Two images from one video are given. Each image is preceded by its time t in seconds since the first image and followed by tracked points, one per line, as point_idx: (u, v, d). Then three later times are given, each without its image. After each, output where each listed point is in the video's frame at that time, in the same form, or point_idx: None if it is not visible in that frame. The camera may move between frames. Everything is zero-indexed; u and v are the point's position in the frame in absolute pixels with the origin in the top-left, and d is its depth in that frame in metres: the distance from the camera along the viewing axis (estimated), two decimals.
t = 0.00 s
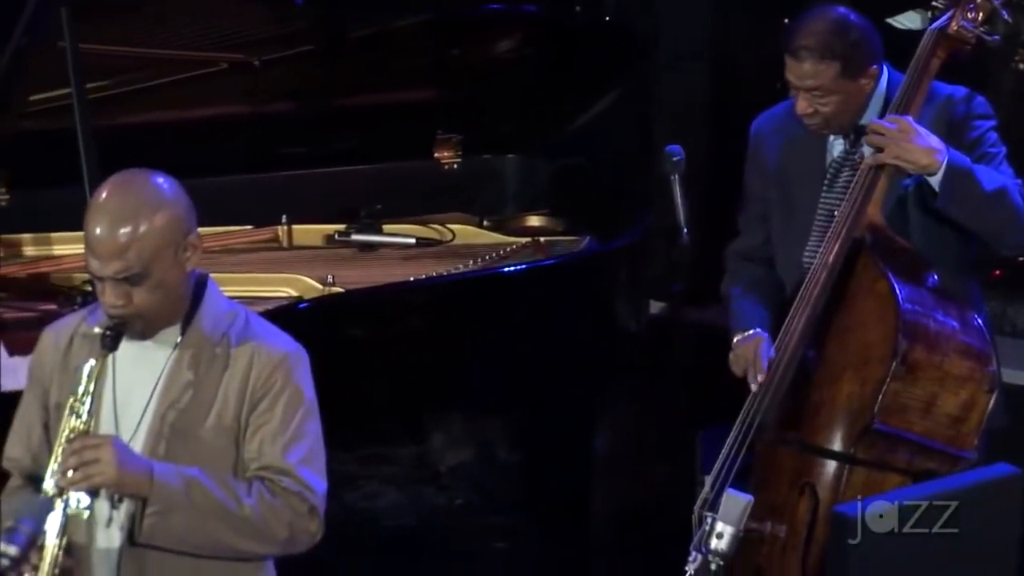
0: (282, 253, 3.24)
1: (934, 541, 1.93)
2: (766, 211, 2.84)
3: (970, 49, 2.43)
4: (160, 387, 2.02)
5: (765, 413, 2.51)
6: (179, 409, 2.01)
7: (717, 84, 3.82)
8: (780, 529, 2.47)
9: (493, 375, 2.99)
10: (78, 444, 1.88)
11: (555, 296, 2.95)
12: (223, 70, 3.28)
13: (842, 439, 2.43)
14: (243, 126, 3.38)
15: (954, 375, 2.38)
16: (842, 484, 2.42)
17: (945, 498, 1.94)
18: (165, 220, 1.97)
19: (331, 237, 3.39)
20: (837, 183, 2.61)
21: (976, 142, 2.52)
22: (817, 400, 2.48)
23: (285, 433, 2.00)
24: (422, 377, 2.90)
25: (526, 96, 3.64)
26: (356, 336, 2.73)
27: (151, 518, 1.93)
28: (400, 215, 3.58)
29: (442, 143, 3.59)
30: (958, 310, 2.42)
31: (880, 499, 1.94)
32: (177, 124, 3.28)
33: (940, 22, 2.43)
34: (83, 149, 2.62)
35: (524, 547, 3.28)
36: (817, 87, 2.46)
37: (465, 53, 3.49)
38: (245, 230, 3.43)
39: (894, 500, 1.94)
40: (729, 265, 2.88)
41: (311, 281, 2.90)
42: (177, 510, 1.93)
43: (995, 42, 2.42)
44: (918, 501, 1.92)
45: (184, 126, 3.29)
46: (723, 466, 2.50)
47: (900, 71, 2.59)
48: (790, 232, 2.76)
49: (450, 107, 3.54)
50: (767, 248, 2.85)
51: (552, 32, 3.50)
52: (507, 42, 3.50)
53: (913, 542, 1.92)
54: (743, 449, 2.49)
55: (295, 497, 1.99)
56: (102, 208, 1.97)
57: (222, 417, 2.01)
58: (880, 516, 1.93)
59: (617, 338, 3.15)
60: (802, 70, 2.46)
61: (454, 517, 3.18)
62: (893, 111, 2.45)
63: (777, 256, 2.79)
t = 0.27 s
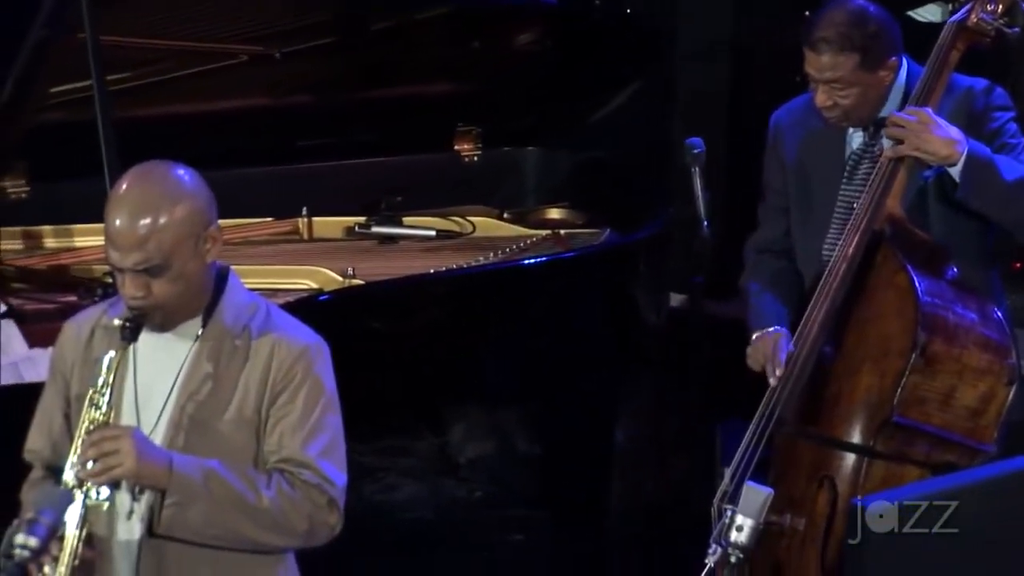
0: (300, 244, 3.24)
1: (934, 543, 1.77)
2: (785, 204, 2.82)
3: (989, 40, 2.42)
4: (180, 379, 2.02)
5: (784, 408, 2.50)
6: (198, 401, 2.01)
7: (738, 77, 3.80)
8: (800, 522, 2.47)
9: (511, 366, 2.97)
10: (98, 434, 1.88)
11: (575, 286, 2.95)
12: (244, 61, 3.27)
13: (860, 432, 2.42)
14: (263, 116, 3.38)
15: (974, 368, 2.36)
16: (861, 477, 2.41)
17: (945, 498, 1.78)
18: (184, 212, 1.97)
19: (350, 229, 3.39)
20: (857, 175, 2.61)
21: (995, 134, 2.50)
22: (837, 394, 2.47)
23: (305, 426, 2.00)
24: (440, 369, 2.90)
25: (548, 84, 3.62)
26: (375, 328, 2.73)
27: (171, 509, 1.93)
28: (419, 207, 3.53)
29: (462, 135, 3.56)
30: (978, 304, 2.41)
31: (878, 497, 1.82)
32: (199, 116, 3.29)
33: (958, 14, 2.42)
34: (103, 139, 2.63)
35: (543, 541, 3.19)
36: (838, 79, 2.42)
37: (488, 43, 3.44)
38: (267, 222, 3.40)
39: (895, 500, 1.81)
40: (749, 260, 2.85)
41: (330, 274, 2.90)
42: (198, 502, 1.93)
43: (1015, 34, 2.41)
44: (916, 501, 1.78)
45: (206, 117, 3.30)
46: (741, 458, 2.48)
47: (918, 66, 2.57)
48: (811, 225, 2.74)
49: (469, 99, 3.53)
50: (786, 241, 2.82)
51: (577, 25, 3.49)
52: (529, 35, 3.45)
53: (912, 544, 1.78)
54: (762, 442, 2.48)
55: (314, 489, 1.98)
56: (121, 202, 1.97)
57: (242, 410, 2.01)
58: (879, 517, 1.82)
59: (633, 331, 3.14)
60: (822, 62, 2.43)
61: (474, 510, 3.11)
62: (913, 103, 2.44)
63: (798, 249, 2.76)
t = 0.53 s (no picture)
0: (320, 236, 3.24)
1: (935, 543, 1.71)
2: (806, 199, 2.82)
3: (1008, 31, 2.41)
4: (205, 373, 2.02)
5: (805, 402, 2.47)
6: (220, 392, 2.01)
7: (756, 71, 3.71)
8: (818, 514, 2.42)
9: (532, 359, 2.98)
10: (119, 426, 1.88)
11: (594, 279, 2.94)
12: (265, 53, 3.26)
13: (879, 424, 2.39)
14: (285, 106, 3.38)
15: (994, 363, 2.35)
16: (880, 470, 2.38)
17: (945, 497, 1.72)
18: (207, 206, 1.97)
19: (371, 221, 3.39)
20: (875, 168, 2.59)
21: (1015, 125, 2.50)
22: (859, 388, 2.44)
23: (327, 419, 1.99)
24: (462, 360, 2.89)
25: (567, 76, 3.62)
26: (394, 321, 2.73)
27: (192, 501, 1.93)
28: (442, 199, 3.49)
29: (483, 127, 3.49)
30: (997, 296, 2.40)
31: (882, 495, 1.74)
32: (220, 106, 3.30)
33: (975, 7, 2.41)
34: (123, 132, 2.63)
35: (564, 531, 3.21)
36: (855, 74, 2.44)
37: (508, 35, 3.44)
38: (288, 215, 3.39)
39: (896, 499, 1.74)
40: (770, 256, 2.84)
41: (350, 265, 2.89)
42: (219, 494, 1.93)
43: None
44: (916, 501, 1.71)
45: (226, 108, 3.31)
46: (758, 455, 2.42)
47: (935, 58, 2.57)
48: (831, 219, 2.73)
49: (487, 93, 3.50)
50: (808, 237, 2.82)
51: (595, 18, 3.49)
52: (547, 28, 3.47)
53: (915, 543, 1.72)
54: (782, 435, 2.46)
55: (335, 483, 1.98)
56: (143, 193, 1.96)
57: (264, 403, 2.01)
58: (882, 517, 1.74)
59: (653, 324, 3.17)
60: (839, 56, 2.45)
61: (495, 503, 3.11)
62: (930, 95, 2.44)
63: (818, 244, 2.75)
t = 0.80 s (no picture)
0: (340, 227, 3.25)
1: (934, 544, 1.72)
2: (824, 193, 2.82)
3: None
4: (228, 366, 2.02)
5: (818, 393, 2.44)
6: (243, 385, 2.01)
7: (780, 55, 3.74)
8: (835, 507, 2.38)
9: (552, 351, 2.98)
10: (142, 419, 1.89)
11: (613, 270, 2.93)
12: (284, 45, 3.27)
13: (896, 416, 2.37)
14: (305, 99, 3.36)
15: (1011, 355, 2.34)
16: (897, 463, 2.35)
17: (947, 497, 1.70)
18: (232, 199, 1.97)
19: (392, 213, 3.38)
20: (893, 162, 2.59)
21: None
22: (874, 379, 2.42)
23: (349, 414, 1.99)
24: (482, 352, 2.89)
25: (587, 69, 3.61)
26: (416, 315, 2.73)
27: (213, 494, 1.93)
28: (462, 190, 3.50)
29: (503, 120, 3.53)
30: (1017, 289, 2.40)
31: (888, 494, 1.77)
32: (240, 99, 3.27)
33: None
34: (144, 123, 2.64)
35: (583, 522, 3.19)
36: (874, 69, 2.44)
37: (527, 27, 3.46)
38: (308, 206, 3.38)
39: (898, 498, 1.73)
40: (787, 248, 2.83)
41: (371, 259, 2.89)
42: (241, 487, 1.93)
43: None
44: (917, 501, 1.69)
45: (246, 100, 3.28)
46: (777, 443, 2.45)
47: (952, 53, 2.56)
48: (848, 212, 2.75)
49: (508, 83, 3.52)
50: (825, 229, 2.82)
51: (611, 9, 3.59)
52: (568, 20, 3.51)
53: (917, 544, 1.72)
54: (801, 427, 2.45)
55: (357, 478, 1.98)
56: (167, 185, 1.97)
57: (288, 397, 2.01)
58: (883, 517, 1.79)
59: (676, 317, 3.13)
60: (857, 52, 2.45)
61: (516, 496, 3.08)
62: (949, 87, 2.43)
63: (835, 236, 2.77)
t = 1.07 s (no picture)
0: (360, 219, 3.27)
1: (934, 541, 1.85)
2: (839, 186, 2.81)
3: None
4: (251, 359, 2.02)
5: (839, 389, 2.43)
6: (266, 377, 2.01)
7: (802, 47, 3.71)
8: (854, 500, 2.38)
9: (574, 342, 2.97)
10: (164, 410, 1.88)
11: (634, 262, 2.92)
12: (304, 38, 3.24)
13: (915, 409, 2.36)
14: (324, 91, 3.37)
15: None
16: (915, 456, 2.34)
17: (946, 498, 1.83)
18: (256, 192, 1.97)
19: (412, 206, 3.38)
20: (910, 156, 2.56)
21: None
22: (896, 373, 2.41)
23: (372, 408, 1.98)
24: (504, 346, 2.88)
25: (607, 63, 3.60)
26: (436, 309, 2.73)
27: (235, 488, 1.92)
28: (483, 181, 3.49)
29: (523, 112, 3.49)
30: None
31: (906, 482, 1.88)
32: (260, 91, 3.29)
33: None
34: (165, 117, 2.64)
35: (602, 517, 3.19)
36: (888, 68, 2.44)
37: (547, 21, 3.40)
38: (327, 199, 3.38)
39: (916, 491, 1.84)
40: (805, 242, 2.82)
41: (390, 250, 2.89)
42: (263, 480, 1.92)
43: None
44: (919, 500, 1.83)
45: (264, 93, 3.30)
46: (796, 438, 2.38)
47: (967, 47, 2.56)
48: (864, 205, 2.74)
49: (529, 76, 3.49)
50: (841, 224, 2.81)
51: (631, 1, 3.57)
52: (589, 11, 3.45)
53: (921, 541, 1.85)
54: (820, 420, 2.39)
55: (379, 473, 1.97)
56: (192, 178, 1.97)
57: (310, 390, 2.00)
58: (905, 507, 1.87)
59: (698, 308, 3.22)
60: (872, 52, 2.44)
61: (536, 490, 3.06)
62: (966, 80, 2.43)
63: (852, 229, 2.76)
